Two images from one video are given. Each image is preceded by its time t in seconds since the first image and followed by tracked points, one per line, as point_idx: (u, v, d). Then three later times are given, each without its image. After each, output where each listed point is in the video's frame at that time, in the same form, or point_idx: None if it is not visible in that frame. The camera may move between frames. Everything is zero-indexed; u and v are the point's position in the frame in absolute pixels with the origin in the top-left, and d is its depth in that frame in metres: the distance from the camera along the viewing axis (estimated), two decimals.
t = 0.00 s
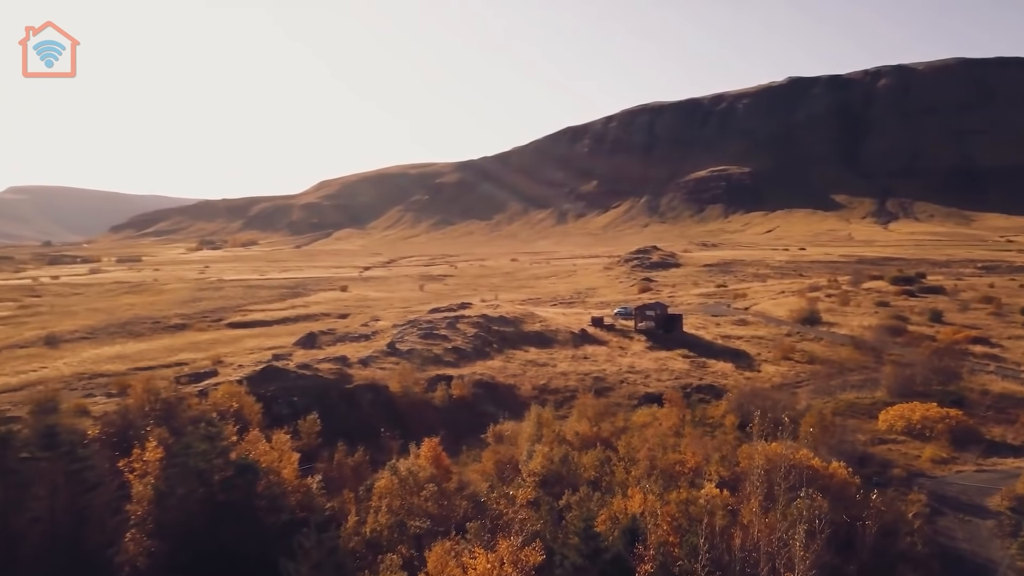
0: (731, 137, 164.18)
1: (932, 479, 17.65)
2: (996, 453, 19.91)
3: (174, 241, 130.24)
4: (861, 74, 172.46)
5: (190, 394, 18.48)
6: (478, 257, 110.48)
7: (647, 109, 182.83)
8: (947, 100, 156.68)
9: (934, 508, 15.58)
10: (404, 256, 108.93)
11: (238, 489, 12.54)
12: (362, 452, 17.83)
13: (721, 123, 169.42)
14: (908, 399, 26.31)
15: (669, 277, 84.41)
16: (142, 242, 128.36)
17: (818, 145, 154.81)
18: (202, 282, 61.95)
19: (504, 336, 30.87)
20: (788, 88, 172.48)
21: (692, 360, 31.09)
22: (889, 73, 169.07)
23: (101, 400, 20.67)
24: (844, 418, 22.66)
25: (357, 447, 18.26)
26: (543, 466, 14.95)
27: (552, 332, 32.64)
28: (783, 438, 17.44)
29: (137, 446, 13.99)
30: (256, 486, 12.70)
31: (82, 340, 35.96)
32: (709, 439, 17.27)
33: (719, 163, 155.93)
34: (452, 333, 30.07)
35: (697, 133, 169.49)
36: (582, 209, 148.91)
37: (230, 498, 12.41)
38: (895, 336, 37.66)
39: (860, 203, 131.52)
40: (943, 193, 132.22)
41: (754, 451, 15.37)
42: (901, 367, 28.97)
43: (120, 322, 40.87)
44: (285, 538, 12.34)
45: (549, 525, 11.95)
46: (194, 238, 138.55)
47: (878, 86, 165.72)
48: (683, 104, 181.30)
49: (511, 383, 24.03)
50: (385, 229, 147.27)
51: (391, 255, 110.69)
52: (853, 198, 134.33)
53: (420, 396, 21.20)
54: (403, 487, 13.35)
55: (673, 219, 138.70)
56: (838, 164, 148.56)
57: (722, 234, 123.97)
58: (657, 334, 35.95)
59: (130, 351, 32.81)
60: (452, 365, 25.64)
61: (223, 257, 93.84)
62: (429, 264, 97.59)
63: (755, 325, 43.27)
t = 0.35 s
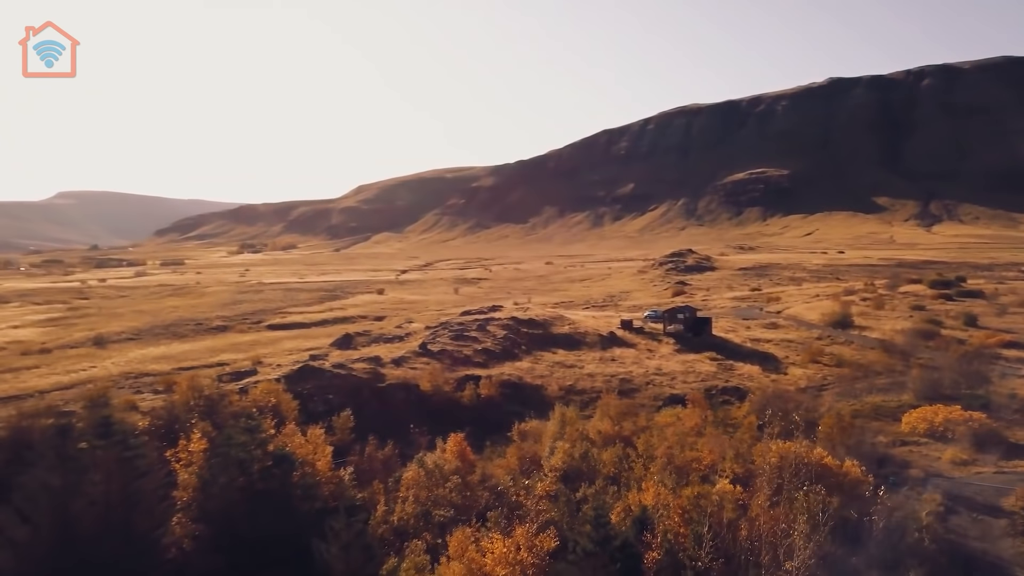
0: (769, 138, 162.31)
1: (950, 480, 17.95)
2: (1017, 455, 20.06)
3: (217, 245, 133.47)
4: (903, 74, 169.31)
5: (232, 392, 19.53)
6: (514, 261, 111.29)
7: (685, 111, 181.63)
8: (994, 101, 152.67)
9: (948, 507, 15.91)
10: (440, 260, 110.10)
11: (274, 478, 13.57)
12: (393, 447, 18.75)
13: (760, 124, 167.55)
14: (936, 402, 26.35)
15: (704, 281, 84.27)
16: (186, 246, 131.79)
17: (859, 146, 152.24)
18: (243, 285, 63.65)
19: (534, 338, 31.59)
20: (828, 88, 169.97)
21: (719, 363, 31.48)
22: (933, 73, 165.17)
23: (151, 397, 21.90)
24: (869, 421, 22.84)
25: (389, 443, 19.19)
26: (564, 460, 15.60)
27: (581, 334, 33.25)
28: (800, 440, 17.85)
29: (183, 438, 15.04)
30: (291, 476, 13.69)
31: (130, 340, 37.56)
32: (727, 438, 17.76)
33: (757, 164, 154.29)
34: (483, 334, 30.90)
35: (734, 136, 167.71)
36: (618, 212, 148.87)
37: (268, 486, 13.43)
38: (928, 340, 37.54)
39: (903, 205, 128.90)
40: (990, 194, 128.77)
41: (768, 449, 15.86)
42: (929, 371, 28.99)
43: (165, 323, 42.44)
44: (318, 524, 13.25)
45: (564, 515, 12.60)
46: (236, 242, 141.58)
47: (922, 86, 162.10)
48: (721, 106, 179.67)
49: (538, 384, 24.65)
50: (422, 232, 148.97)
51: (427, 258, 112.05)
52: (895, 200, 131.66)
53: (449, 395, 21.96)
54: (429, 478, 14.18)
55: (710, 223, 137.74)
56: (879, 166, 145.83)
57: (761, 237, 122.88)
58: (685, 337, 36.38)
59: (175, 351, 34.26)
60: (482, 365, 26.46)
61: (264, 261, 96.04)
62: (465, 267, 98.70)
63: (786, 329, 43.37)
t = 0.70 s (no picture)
0: (808, 140, 160.38)
1: (969, 481, 18.21)
2: None
3: (257, 249, 136.20)
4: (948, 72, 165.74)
5: (270, 390, 20.54)
6: (548, 264, 111.84)
7: (723, 113, 180.39)
8: None
9: (963, 507, 16.19)
10: (476, 263, 110.91)
11: (310, 469, 14.43)
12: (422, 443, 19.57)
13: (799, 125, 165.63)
14: (964, 405, 26.41)
15: (738, 284, 83.97)
16: (228, 250, 134.58)
17: (901, 147, 149.64)
18: (282, 288, 65.12)
19: (563, 341, 32.20)
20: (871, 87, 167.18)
21: (747, 366, 31.79)
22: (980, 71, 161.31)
23: (196, 394, 23.03)
24: (893, 423, 23.07)
25: (419, 439, 20.03)
26: (586, 457, 16.25)
27: (610, 337, 33.77)
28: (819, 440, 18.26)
29: (225, 432, 16.05)
30: (325, 467, 14.56)
31: (174, 341, 38.97)
32: (744, 437, 18.26)
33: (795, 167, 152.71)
34: (512, 337, 31.62)
35: (773, 137, 165.88)
36: (655, 215, 148.40)
37: (303, 476, 14.27)
38: (960, 344, 37.36)
39: (947, 207, 126.26)
40: None
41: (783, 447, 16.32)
42: (958, 374, 29.01)
43: (208, 325, 43.89)
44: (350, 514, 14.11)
45: (583, 508, 13.29)
46: (276, 245, 144.20)
47: (967, 85, 158.49)
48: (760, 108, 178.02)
49: (564, 384, 25.30)
50: (458, 236, 150.23)
51: (462, 262, 112.98)
52: (939, 202, 129.17)
53: (477, 394, 22.72)
54: (455, 471, 15.17)
55: (749, 225, 136.57)
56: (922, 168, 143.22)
57: (800, 240, 121.41)
58: (714, 340, 36.68)
59: (217, 352, 35.54)
60: (511, 366, 27.17)
61: (303, 265, 97.79)
62: (499, 270, 99.47)
63: (818, 332, 43.35)
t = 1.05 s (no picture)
0: (848, 140, 158.29)
1: (988, 482, 18.47)
2: None
3: (296, 252, 138.84)
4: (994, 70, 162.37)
5: (307, 387, 21.54)
6: (583, 267, 112.24)
7: (761, 114, 178.82)
8: None
9: (979, 506, 16.51)
10: (511, 266, 111.67)
11: (343, 461, 15.34)
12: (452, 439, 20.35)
13: (839, 125, 163.52)
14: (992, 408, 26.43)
15: (774, 288, 83.58)
16: (267, 253, 137.21)
17: (945, 147, 146.90)
18: (320, 290, 66.55)
19: (592, 343, 32.80)
20: (913, 86, 164.44)
21: (774, 368, 32.07)
22: None
23: (237, 392, 24.16)
24: (918, 425, 23.27)
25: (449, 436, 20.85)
26: (605, 454, 16.90)
27: (638, 340, 34.29)
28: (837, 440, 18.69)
29: (265, 426, 17.05)
30: (357, 459, 15.46)
31: (216, 343, 40.40)
32: (763, 436, 18.74)
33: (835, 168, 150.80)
34: (541, 338, 32.32)
35: (812, 138, 164.04)
36: (692, 217, 147.68)
37: (337, 468, 15.20)
38: (994, 347, 37.12)
39: (993, 209, 123.47)
40: None
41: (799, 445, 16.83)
42: (987, 378, 28.99)
43: (247, 327, 45.30)
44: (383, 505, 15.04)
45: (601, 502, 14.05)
46: (314, 249, 146.68)
47: (1015, 83, 155.04)
48: (799, 109, 176.14)
49: (590, 385, 25.91)
50: (493, 239, 151.27)
51: (497, 265, 113.79)
52: (985, 203, 126.43)
53: (504, 393, 23.45)
54: (479, 465, 16.10)
55: (788, 227, 135.03)
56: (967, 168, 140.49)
57: (840, 242, 119.59)
58: (742, 342, 36.98)
59: (257, 353, 36.81)
60: (538, 367, 27.90)
61: (341, 267, 99.47)
62: (534, 273, 100.16)
63: (850, 335, 43.32)
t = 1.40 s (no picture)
0: (873, 140, 156.96)
1: (999, 482, 18.58)
2: None
3: (318, 254, 140.17)
4: (1022, 68, 160.11)
5: (329, 386, 22.11)
6: (603, 269, 112.45)
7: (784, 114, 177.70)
8: None
9: (988, 505, 16.67)
10: (531, 268, 112.15)
11: (362, 457, 15.87)
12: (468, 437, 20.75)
13: (864, 126, 162.20)
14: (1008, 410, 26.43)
15: (795, 289, 83.30)
16: (291, 255, 138.68)
17: (972, 147, 145.25)
18: (342, 292, 67.35)
19: (609, 344, 33.13)
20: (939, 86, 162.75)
21: (790, 369, 32.22)
22: None
23: (260, 390, 24.82)
24: (932, 427, 23.35)
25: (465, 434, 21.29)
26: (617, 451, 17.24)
27: (655, 341, 34.52)
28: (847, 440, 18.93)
29: (287, 423, 17.61)
30: (376, 455, 15.98)
31: (240, 343, 41.19)
32: (774, 436, 18.98)
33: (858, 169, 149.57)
34: (558, 339, 32.70)
35: (837, 138, 162.78)
36: (714, 219, 147.02)
37: (356, 463, 15.72)
38: (1014, 350, 36.92)
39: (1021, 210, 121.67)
40: None
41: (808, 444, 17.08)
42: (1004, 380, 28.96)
43: (271, 328, 46.14)
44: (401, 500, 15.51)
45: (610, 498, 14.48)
46: (337, 250, 148.09)
47: None
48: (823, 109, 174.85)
49: (605, 386, 26.22)
50: (514, 241, 151.83)
51: (518, 266, 114.27)
52: (1012, 203, 124.74)
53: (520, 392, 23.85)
54: (494, 463, 16.71)
55: (811, 229, 133.93)
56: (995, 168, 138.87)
57: (865, 243, 118.32)
58: (759, 344, 37.08)
59: (281, 354, 37.53)
60: (554, 367, 28.33)
61: (363, 269, 100.44)
62: (555, 275, 100.49)
63: (869, 337, 43.24)
